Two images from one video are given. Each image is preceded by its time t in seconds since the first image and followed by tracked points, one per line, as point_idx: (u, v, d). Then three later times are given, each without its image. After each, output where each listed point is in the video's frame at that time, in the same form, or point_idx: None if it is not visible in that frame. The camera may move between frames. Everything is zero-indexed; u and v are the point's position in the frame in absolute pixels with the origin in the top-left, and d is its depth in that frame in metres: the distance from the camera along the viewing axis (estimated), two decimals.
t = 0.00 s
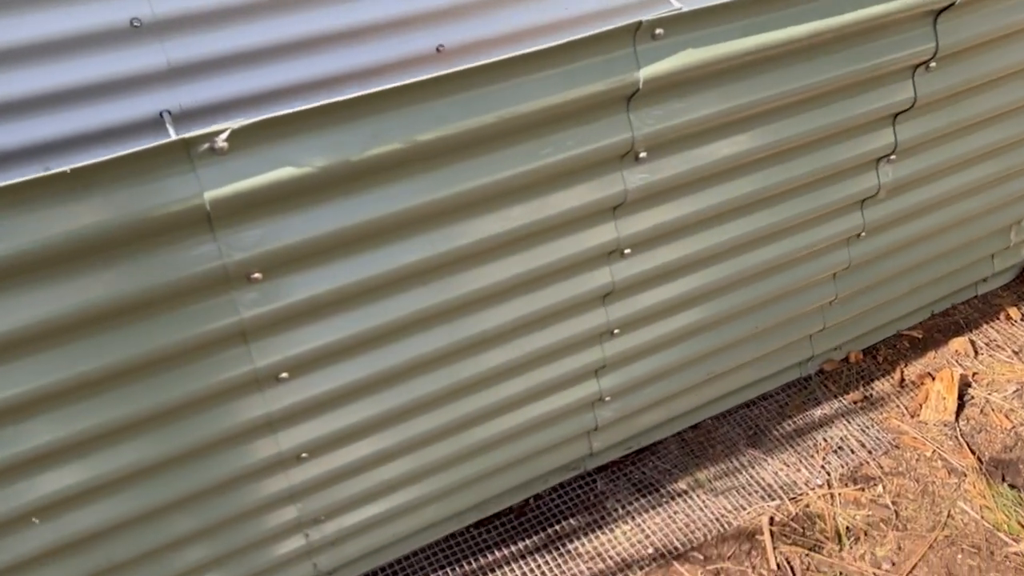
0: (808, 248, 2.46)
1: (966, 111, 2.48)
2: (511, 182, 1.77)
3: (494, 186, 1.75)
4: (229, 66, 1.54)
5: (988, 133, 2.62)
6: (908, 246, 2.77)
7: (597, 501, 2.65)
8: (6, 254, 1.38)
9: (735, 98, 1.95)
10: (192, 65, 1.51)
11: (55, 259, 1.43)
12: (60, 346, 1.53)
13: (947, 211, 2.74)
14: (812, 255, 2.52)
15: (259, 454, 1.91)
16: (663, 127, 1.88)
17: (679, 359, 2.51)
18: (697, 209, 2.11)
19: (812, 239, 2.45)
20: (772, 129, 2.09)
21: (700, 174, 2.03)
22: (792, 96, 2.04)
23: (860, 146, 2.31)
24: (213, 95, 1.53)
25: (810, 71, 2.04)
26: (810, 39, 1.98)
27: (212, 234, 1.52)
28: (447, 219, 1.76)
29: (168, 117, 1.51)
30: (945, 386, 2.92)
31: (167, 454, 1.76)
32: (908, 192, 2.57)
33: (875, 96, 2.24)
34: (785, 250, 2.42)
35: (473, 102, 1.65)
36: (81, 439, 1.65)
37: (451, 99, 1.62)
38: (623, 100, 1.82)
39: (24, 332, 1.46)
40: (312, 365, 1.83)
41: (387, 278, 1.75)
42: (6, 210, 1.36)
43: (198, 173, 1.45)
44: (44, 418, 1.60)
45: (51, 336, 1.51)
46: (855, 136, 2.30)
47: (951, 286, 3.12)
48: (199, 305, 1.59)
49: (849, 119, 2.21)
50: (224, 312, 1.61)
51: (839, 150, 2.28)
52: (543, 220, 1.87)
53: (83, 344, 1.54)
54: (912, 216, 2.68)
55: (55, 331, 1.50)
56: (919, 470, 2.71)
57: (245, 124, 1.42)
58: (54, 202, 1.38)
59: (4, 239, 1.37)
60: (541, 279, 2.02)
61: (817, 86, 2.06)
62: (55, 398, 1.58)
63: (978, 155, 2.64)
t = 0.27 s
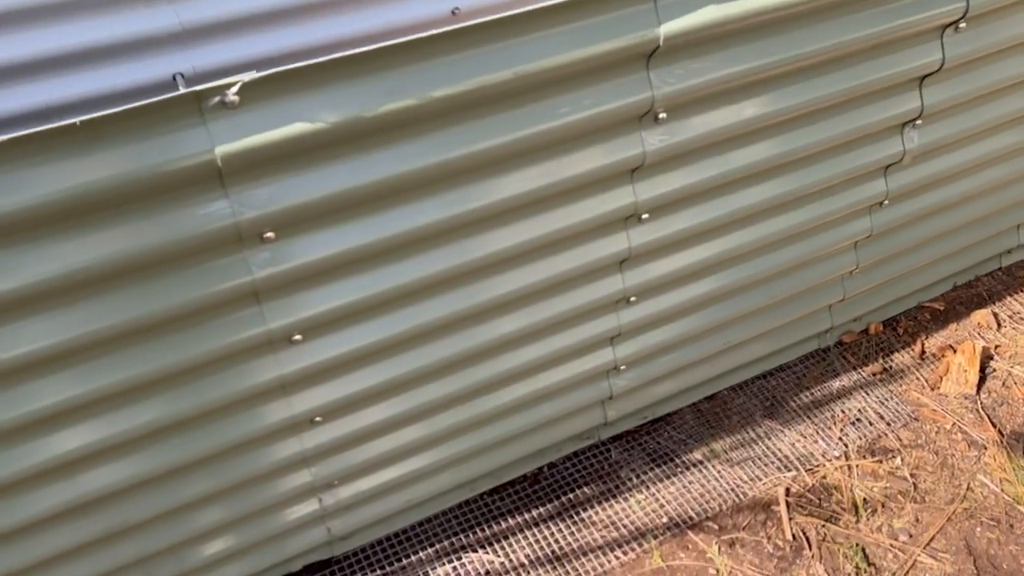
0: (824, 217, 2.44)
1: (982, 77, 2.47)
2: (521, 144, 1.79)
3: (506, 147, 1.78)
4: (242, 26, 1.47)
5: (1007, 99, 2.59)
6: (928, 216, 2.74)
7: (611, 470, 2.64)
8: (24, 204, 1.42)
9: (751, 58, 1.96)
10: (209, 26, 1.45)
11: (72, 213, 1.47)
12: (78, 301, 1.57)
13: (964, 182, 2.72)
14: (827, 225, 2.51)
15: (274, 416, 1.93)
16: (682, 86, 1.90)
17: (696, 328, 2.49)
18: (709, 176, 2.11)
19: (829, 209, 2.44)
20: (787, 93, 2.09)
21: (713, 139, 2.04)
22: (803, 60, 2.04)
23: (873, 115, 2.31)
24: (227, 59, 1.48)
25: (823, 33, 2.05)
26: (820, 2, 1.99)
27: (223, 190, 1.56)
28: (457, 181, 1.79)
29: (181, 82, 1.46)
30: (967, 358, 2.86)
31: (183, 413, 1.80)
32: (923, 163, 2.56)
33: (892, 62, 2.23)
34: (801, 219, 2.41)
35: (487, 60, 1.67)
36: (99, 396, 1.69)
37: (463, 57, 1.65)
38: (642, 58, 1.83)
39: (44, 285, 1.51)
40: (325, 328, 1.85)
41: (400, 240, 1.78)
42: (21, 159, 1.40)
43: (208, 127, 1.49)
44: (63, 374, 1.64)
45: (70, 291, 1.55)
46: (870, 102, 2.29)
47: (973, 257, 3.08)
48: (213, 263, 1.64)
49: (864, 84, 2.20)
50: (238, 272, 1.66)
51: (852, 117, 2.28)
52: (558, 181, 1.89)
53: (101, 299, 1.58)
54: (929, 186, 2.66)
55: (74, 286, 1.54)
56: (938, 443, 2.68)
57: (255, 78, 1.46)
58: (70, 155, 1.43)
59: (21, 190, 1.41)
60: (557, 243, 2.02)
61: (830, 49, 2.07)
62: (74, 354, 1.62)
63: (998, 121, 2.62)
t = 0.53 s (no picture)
0: (834, 189, 2.43)
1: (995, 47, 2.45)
2: (531, 112, 1.78)
3: (517, 115, 1.77)
4: None
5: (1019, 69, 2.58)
6: (937, 188, 2.73)
7: (620, 443, 2.64)
8: (26, 170, 1.41)
9: (760, 26, 1.96)
10: None
11: (76, 180, 1.47)
12: (85, 269, 1.57)
13: (975, 155, 2.72)
14: (838, 197, 2.50)
15: (284, 386, 1.93)
16: (692, 53, 1.89)
17: (707, 301, 2.48)
18: (719, 146, 2.11)
19: (840, 180, 2.43)
20: (796, 61, 2.09)
21: (723, 108, 2.04)
22: (812, 27, 2.04)
23: (884, 85, 2.29)
24: (232, 29, 1.47)
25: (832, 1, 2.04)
26: None
27: (230, 157, 1.56)
28: (465, 150, 1.78)
29: (186, 51, 1.44)
30: (980, 332, 2.83)
31: (192, 383, 1.80)
32: (934, 135, 2.55)
33: (904, 31, 2.22)
34: (811, 191, 2.40)
35: (496, 26, 1.65)
36: (108, 365, 1.69)
37: (473, 22, 1.63)
38: (654, 24, 1.83)
39: (49, 253, 1.51)
40: (334, 298, 1.86)
41: (409, 210, 1.78)
42: (23, 124, 1.39)
43: (214, 92, 1.48)
44: (71, 343, 1.65)
45: (76, 259, 1.55)
46: (881, 72, 2.28)
47: (985, 230, 3.06)
48: (220, 232, 1.64)
49: (874, 54, 2.19)
50: (247, 240, 1.66)
51: (864, 87, 2.26)
52: (569, 150, 1.88)
53: (107, 267, 1.59)
54: (941, 159, 2.66)
55: (80, 254, 1.54)
56: (950, 417, 2.66)
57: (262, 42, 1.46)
58: (72, 120, 1.42)
59: (23, 156, 1.41)
60: (566, 214, 2.02)
61: (839, 16, 2.07)
62: (81, 322, 1.63)
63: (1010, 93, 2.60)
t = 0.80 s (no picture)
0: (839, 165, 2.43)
1: (1001, 21, 2.45)
2: (538, 86, 1.79)
3: (523, 88, 1.77)
4: None
5: None
6: (943, 164, 2.73)
7: (625, 420, 2.65)
8: (29, 146, 1.42)
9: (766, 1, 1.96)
10: None
11: (80, 155, 1.47)
12: (92, 245, 1.58)
13: (979, 131, 2.73)
14: (843, 173, 2.50)
15: (292, 362, 1.95)
16: (699, 28, 1.90)
17: (712, 278, 2.48)
18: (726, 121, 2.11)
19: (845, 157, 2.44)
20: (802, 36, 2.09)
21: (729, 83, 2.04)
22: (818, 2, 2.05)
23: (889, 61, 2.29)
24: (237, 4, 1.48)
25: None
26: None
27: (238, 131, 1.57)
28: (470, 125, 1.79)
29: (191, 28, 1.45)
30: (986, 309, 2.84)
31: (200, 359, 1.82)
32: (940, 111, 2.56)
33: (908, 5, 2.22)
34: (816, 167, 2.40)
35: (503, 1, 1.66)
36: (116, 341, 1.71)
37: None
38: None
39: (56, 229, 1.52)
40: (342, 274, 1.87)
41: (416, 185, 1.79)
42: (26, 99, 1.39)
43: (221, 66, 1.49)
44: (80, 319, 1.66)
45: (83, 234, 1.56)
46: (886, 47, 2.28)
47: (991, 208, 3.06)
48: (227, 207, 1.65)
49: (879, 28, 2.20)
50: (255, 215, 1.67)
51: (869, 61, 2.26)
52: (575, 125, 1.89)
53: (114, 243, 1.59)
54: (946, 136, 2.66)
55: (86, 230, 1.55)
56: (955, 393, 2.67)
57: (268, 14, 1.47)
58: (76, 95, 1.42)
59: (26, 131, 1.41)
60: (573, 190, 2.02)
61: None
62: (89, 298, 1.64)
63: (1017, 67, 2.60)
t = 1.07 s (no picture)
0: (844, 142, 2.43)
1: None
2: (542, 60, 1.80)
3: (527, 62, 1.79)
4: None
5: None
6: (947, 141, 2.72)
7: (629, 398, 2.66)
8: (34, 118, 1.43)
9: None
10: None
11: (85, 128, 1.49)
12: (97, 220, 1.59)
13: (985, 109, 2.73)
14: (848, 151, 2.49)
15: (298, 339, 1.96)
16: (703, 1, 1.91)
17: (717, 256, 2.48)
18: (731, 97, 2.11)
19: (850, 134, 2.43)
20: (806, 11, 2.10)
21: (734, 58, 2.05)
22: None
23: (893, 36, 2.29)
24: None
25: None
26: None
27: (243, 104, 1.58)
28: (474, 99, 1.80)
29: None
30: (990, 288, 2.84)
31: (206, 335, 1.82)
32: (945, 88, 2.55)
33: None
34: (821, 145, 2.40)
35: None
36: (122, 317, 1.72)
37: None
38: None
39: (60, 202, 1.53)
40: (347, 250, 1.88)
41: (421, 159, 1.80)
42: (31, 71, 1.42)
43: (226, 38, 1.50)
44: (86, 293, 1.67)
45: (88, 209, 1.57)
46: (890, 22, 2.28)
47: (995, 186, 3.06)
48: (232, 181, 1.66)
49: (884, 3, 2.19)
50: (260, 189, 1.68)
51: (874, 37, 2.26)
52: (579, 100, 1.90)
53: (119, 217, 1.60)
54: (951, 113, 2.66)
55: (91, 204, 1.56)
56: (958, 371, 2.68)
57: None
58: (81, 67, 1.44)
59: (31, 103, 1.43)
60: (578, 166, 2.03)
61: None
62: (94, 273, 1.65)
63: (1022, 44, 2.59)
